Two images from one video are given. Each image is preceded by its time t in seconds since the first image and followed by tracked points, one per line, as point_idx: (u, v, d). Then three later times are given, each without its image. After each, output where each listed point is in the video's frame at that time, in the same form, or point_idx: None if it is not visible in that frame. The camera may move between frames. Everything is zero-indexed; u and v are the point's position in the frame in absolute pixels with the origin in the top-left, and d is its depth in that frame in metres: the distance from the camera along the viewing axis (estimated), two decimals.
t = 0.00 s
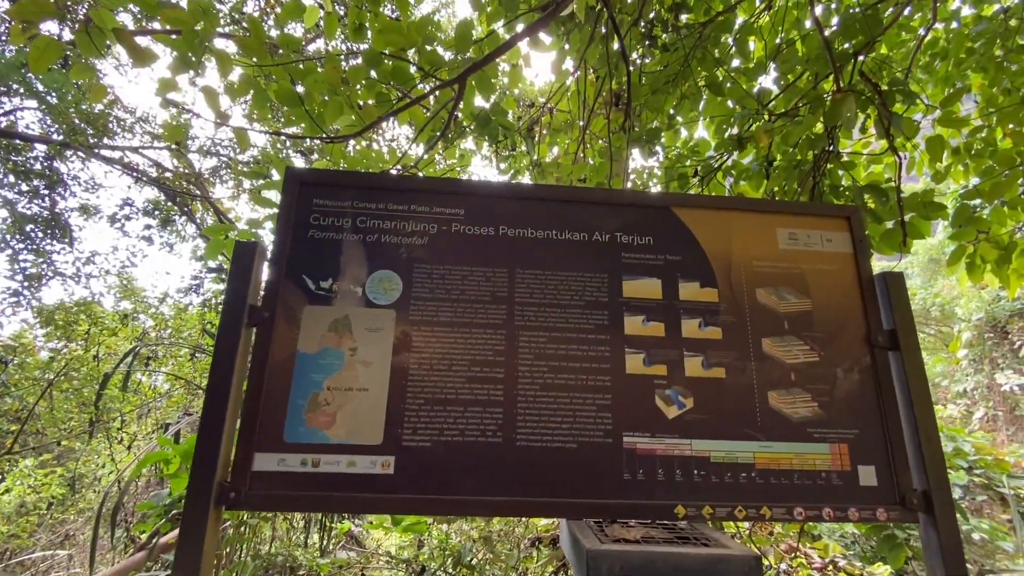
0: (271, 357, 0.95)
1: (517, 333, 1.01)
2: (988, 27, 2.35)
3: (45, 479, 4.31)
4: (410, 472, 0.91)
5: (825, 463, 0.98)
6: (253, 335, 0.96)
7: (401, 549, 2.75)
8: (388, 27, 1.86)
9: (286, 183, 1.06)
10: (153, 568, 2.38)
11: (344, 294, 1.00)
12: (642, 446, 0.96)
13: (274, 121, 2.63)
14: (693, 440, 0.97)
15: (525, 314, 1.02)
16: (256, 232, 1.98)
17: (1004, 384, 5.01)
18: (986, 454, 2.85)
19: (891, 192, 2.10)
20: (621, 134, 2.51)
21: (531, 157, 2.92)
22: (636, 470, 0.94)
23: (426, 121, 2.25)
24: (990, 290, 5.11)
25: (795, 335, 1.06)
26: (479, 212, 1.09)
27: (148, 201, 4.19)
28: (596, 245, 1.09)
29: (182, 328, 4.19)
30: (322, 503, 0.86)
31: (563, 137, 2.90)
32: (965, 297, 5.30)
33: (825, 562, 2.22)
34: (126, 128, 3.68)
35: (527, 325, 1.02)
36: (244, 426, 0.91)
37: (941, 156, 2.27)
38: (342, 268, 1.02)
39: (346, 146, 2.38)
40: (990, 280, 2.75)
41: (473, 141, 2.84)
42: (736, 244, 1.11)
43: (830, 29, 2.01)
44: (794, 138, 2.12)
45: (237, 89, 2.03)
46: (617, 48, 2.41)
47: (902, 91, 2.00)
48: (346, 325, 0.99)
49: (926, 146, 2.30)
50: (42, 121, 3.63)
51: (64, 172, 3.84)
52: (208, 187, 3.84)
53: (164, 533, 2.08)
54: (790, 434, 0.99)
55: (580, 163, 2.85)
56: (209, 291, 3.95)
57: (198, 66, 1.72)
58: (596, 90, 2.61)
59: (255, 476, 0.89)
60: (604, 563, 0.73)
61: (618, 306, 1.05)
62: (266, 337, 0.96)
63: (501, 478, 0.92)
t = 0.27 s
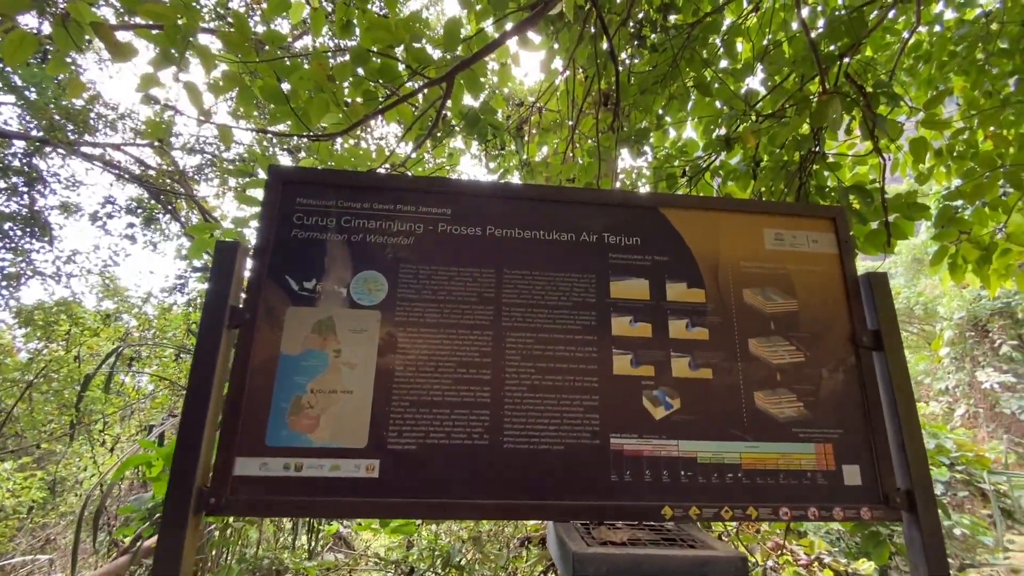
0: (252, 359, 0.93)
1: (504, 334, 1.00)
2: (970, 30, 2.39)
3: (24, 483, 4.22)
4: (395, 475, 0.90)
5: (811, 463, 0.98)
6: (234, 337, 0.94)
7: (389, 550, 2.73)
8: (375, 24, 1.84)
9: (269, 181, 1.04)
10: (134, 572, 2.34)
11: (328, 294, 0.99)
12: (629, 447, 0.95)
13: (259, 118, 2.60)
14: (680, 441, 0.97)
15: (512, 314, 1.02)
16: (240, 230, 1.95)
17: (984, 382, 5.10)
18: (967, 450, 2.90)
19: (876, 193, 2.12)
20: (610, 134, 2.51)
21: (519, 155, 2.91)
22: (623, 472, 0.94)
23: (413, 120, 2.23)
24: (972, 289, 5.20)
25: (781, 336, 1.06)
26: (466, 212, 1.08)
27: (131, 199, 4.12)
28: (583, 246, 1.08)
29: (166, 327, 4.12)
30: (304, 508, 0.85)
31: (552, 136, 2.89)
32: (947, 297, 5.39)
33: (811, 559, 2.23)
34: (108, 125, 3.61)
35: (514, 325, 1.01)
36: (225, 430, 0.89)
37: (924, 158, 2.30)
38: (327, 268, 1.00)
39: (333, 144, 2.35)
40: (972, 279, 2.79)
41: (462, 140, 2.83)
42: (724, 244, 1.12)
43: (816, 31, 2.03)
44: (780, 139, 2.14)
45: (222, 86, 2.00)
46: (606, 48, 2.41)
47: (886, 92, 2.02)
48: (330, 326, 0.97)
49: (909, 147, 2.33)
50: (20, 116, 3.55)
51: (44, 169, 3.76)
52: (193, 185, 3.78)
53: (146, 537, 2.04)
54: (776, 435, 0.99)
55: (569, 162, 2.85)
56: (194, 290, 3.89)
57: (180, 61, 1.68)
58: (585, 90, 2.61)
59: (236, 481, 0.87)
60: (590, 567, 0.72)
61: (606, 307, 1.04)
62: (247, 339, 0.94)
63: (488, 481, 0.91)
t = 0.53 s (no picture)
0: (226, 357, 0.91)
1: (485, 332, 0.99)
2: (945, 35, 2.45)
3: None
4: (373, 475, 0.89)
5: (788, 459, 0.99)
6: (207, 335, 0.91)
7: (371, 549, 2.71)
8: (357, 17, 1.81)
9: (244, 174, 1.01)
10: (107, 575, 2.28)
11: (306, 291, 0.97)
12: (610, 445, 0.96)
13: (238, 111, 2.54)
14: (660, 438, 0.97)
15: (493, 312, 1.01)
16: (217, 225, 1.91)
17: (955, 378, 5.25)
18: (939, 444, 2.98)
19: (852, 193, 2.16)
20: (594, 132, 2.52)
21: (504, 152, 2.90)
22: (603, 470, 0.94)
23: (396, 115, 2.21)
24: (944, 288, 5.34)
25: (759, 333, 1.07)
26: (447, 208, 1.07)
27: (105, 192, 4.00)
28: (565, 243, 1.08)
29: (142, 324, 4.02)
30: (280, 509, 0.83)
31: (536, 133, 2.88)
32: (921, 295, 5.54)
33: (787, 552, 2.32)
34: (80, 115, 3.51)
35: (496, 323, 1.00)
36: (197, 431, 0.86)
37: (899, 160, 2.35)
38: (304, 264, 0.98)
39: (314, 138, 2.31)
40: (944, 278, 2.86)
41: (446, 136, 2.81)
42: (705, 242, 1.12)
43: (796, 32, 2.05)
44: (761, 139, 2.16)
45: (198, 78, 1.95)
46: (590, 45, 2.41)
47: (864, 94, 2.06)
48: (307, 324, 0.95)
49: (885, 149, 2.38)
50: None
51: (12, 161, 3.64)
52: (169, 179, 3.69)
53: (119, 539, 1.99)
54: (754, 432, 1.00)
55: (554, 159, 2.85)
56: (171, 286, 3.81)
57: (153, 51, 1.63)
58: (570, 88, 2.61)
59: (208, 482, 0.85)
60: (569, 565, 0.72)
61: (587, 304, 1.04)
62: (221, 337, 0.92)
63: (467, 480, 0.90)
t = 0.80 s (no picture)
0: (193, 347, 0.89)
1: (461, 323, 0.99)
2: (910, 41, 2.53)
3: None
4: (346, 467, 0.87)
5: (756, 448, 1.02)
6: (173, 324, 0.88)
7: (345, 545, 2.68)
8: (333, 2, 1.77)
9: (212, 160, 0.98)
10: None
11: (277, 280, 0.95)
12: (584, 435, 0.97)
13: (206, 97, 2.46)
14: (633, 428, 0.98)
15: (470, 303, 1.00)
16: (185, 214, 1.85)
17: (915, 372, 5.47)
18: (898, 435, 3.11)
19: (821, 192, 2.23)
20: (572, 126, 2.53)
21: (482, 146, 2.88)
22: (577, 460, 0.95)
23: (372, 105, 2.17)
24: (906, 285, 5.56)
25: (730, 326, 1.10)
26: (423, 198, 1.06)
27: (64, 180, 3.83)
28: (541, 235, 1.08)
29: (105, 317, 3.87)
30: (249, 502, 0.82)
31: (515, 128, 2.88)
32: (884, 293, 5.74)
33: (755, 540, 2.38)
34: (37, 98, 3.35)
35: (472, 314, 1.00)
36: (161, 423, 0.84)
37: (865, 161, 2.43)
38: (275, 253, 0.96)
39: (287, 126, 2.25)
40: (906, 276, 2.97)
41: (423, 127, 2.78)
42: (679, 236, 1.14)
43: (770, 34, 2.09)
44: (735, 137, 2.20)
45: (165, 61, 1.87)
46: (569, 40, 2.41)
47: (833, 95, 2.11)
48: (278, 314, 0.93)
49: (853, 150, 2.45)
50: None
51: None
52: (134, 167, 3.56)
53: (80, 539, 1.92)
54: (724, 422, 1.03)
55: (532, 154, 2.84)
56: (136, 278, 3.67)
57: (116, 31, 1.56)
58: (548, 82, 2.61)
59: (173, 476, 0.82)
60: (543, 554, 0.72)
61: (562, 296, 1.05)
62: (187, 326, 0.89)
63: (442, 471, 0.90)
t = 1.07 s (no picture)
0: (148, 327, 0.85)
1: (430, 306, 0.98)
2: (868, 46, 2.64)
3: None
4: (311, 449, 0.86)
5: (717, 429, 1.05)
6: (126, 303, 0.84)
7: (307, 537, 2.63)
8: None
9: (170, 133, 0.94)
10: None
11: (239, 259, 0.92)
12: (551, 416, 0.98)
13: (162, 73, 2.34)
14: (599, 410, 1.00)
15: (439, 286, 1.00)
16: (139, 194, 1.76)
17: (865, 364, 5.76)
18: (847, 423, 3.27)
19: (782, 188, 2.30)
20: (544, 117, 2.53)
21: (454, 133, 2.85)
22: (544, 441, 0.96)
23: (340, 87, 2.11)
24: (858, 281, 5.83)
25: (694, 311, 1.12)
26: (392, 179, 1.04)
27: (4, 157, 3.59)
28: (511, 219, 1.08)
29: (51, 304, 3.66)
30: (208, 485, 0.79)
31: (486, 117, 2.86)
32: (838, 288, 6.01)
33: (715, 524, 2.46)
34: None
35: (441, 297, 0.99)
36: (113, 406, 0.80)
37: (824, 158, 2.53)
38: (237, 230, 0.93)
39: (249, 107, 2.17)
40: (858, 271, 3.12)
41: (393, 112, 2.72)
42: (646, 222, 1.16)
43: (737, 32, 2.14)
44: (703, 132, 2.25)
45: (117, 31, 1.77)
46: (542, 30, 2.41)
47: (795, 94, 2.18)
48: (239, 294, 0.90)
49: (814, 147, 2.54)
50: None
51: None
52: (83, 145, 3.37)
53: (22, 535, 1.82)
54: (686, 403, 1.05)
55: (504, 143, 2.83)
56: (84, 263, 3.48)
57: None
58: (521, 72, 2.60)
59: (125, 460, 0.79)
60: (510, 531, 0.72)
61: (532, 281, 1.05)
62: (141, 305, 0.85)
63: (410, 453, 0.89)
